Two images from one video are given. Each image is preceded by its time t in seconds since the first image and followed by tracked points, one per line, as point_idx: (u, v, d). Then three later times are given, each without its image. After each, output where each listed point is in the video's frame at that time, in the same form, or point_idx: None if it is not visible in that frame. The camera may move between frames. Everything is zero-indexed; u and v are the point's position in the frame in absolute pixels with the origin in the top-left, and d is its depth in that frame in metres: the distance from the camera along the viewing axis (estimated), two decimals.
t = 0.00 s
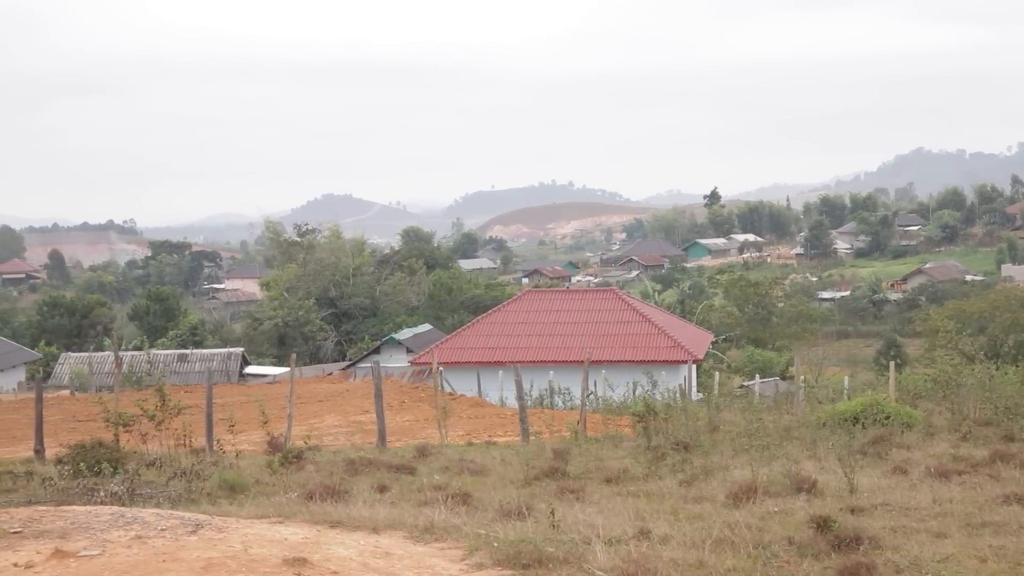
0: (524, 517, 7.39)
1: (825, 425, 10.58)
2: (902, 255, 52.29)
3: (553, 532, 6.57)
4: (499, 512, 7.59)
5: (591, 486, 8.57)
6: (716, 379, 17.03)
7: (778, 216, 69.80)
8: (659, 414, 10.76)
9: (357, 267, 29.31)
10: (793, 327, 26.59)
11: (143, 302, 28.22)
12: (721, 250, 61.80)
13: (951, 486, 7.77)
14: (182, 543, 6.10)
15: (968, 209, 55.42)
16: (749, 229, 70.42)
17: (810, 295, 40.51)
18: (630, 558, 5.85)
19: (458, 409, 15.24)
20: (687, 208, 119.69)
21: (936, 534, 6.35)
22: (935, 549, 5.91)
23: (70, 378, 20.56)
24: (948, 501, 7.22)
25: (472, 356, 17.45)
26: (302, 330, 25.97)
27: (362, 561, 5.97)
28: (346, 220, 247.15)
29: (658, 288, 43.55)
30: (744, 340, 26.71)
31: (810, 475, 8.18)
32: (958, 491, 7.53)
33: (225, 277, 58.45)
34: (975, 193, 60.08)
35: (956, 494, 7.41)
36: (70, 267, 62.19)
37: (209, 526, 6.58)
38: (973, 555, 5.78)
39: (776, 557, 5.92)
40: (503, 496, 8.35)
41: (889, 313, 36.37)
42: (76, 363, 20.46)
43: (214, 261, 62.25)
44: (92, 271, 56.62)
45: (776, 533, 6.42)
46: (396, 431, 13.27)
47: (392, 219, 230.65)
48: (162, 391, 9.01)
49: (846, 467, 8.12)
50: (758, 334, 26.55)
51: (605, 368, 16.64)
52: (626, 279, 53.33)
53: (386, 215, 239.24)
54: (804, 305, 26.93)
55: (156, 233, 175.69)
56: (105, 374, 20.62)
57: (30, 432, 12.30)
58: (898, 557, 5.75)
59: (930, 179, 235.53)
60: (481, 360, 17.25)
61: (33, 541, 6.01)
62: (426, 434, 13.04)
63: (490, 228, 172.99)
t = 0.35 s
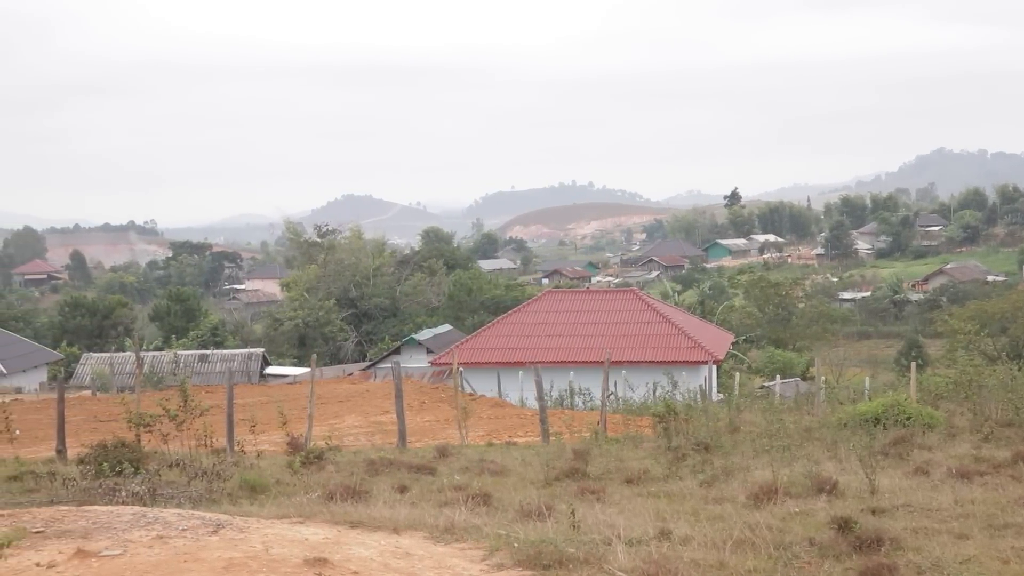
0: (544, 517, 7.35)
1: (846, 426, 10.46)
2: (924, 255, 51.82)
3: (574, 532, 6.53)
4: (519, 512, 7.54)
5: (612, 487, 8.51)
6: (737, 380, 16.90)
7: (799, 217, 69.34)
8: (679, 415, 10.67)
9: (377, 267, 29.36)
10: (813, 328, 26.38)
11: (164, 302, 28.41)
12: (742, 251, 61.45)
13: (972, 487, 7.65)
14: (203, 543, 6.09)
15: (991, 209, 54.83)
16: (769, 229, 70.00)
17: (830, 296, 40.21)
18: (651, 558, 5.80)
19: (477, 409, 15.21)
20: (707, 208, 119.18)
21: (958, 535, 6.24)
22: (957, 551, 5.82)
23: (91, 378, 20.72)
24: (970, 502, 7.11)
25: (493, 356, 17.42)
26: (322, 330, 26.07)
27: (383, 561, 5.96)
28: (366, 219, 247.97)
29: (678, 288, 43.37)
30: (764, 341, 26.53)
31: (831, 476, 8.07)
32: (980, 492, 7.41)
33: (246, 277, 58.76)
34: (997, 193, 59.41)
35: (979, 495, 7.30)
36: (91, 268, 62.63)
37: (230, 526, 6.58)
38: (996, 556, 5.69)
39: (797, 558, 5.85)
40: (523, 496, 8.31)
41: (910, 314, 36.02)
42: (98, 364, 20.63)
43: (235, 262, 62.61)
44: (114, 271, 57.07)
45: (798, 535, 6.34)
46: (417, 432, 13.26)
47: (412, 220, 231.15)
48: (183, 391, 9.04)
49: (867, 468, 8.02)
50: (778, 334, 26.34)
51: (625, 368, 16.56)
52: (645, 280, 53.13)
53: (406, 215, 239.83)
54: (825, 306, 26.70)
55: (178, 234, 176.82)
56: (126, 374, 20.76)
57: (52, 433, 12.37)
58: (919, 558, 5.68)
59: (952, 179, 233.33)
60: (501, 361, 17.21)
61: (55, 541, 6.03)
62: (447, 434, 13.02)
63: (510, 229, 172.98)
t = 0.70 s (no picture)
0: (562, 517, 7.31)
1: (864, 427, 10.35)
2: (943, 255, 51.38)
3: (592, 532, 6.48)
4: (537, 512, 7.52)
5: (629, 487, 8.46)
6: (755, 380, 16.79)
7: (817, 217, 68.90)
8: (697, 415, 10.61)
9: (395, 267, 29.39)
10: (832, 328, 26.18)
11: (183, 302, 28.55)
12: (760, 251, 61.13)
13: (992, 488, 7.54)
14: (222, 543, 6.09)
15: (1011, 209, 54.29)
16: (787, 229, 69.59)
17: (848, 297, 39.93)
18: (669, 559, 5.74)
19: (495, 409, 15.18)
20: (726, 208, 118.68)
21: (978, 536, 6.15)
22: (977, 552, 5.73)
23: (110, 378, 20.86)
24: (989, 503, 7.01)
25: (510, 357, 17.39)
26: (341, 330, 26.14)
27: (400, 560, 5.93)
28: (384, 219, 248.60)
29: (696, 288, 43.19)
30: (783, 342, 26.34)
31: (849, 477, 7.99)
32: (1000, 493, 7.31)
33: (264, 277, 59.05)
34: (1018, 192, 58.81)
35: (999, 496, 7.20)
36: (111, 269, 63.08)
37: (249, 526, 6.58)
38: (1016, 558, 5.60)
39: (816, 559, 5.77)
40: (541, 497, 8.28)
41: (929, 315, 35.70)
42: (116, 364, 20.77)
43: (253, 262, 62.92)
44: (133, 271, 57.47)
45: (815, 536, 6.26)
46: (435, 432, 13.24)
47: (429, 220, 231.57)
48: (202, 391, 9.07)
49: (886, 468, 7.92)
50: (797, 335, 26.13)
51: (643, 369, 16.49)
52: (663, 280, 52.95)
53: (423, 215, 240.29)
54: (843, 306, 26.50)
55: (197, 234, 177.89)
56: (144, 374, 20.89)
57: (72, 432, 12.45)
58: (939, 560, 5.61)
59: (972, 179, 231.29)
60: (519, 361, 17.18)
61: (74, 541, 6.04)
62: (465, 435, 13.00)
63: (527, 229, 172.93)
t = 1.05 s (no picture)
0: (580, 517, 7.26)
1: (882, 427, 10.24)
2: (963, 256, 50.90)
3: (610, 533, 6.43)
4: (555, 512, 7.48)
5: (648, 487, 8.39)
6: (774, 381, 16.67)
7: (836, 217, 68.41)
8: (715, 415, 10.54)
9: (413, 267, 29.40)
10: (850, 328, 25.97)
11: (202, 301, 28.69)
12: (778, 251, 60.74)
13: (1013, 490, 7.44)
14: (241, 541, 6.09)
15: None
16: (806, 229, 69.14)
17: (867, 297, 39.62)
18: (688, 559, 5.69)
19: (514, 409, 15.15)
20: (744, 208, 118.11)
21: (998, 537, 6.06)
22: (997, 554, 5.64)
23: (129, 376, 20.97)
24: (1010, 504, 6.90)
25: (529, 356, 17.35)
26: (359, 329, 26.18)
27: (419, 560, 5.90)
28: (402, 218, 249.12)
29: (714, 288, 42.99)
30: (801, 342, 26.14)
31: (868, 477, 7.89)
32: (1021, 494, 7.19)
33: (283, 276, 59.32)
34: None
35: (1020, 497, 7.09)
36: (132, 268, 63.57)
37: (267, 525, 6.58)
38: None
39: (835, 559, 5.70)
40: (559, 497, 8.23)
41: (949, 315, 35.36)
42: (136, 363, 20.88)
43: (272, 261, 63.22)
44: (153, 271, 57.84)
45: (834, 536, 6.19)
46: (453, 431, 13.23)
47: (447, 220, 231.87)
48: (221, 389, 9.09)
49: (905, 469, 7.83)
50: (815, 335, 25.94)
51: (661, 369, 16.41)
52: (681, 280, 52.72)
53: (442, 215, 240.61)
54: (863, 306, 26.28)
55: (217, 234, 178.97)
56: (163, 373, 21.00)
57: (92, 431, 12.51)
58: (959, 561, 5.53)
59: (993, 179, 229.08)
60: (537, 360, 17.14)
61: (94, 539, 6.06)
62: (483, 434, 12.98)
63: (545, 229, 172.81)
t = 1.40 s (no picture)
0: (596, 517, 7.22)
1: (901, 427, 10.12)
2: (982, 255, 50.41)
3: (627, 532, 6.39)
4: (572, 511, 7.44)
5: (665, 487, 8.34)
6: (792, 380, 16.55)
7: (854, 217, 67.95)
8: (733, 415, 10.46)
9: (431, 266, 29.38)
10: (868, 328, 25.76)
11: (220, 301, 28.84)
12: (796, 251, 60.36)
13: None
14: (259, 540, 6.09)
15: None
16: (824, 228, 68.71)
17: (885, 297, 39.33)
18: (705, 559, 5.64)
19: (531, 408, 15.11)
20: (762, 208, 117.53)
21: (1018, 538, 5.97)
22: (1017, 554, 5.56)
23: (148, 375, 21.13)
24: None
25: (545, 356, 17.31)
26: (376, 328, 26.22)
27: (436, 559, 5.87)
28: (419, 218, 249.64)
29: (731, 287, 42.79)
30: (819, 341, 25.95)
31: (887, 477, 7.80)
32: None
33: (301, 275, 59.56)
34: None
35: None
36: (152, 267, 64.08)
37: (285, 524, 6.58)
38: None
39: (853, 560, 5.63)
40: (576, 496, 8.19)
41: (967, 315, 35.03)
42: (154, 361, 21.00)
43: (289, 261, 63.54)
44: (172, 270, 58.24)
45: (852, 536, 6.12)
46: (471, 430, 13.20)
47: (464, 220, 232.14)
48: (239, 389, 9.10)
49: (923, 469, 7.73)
50: (833, 334, 25.76)
51: (678, 368, 16.32)
52: (699, 279, 52.52)
53: (459, 215, 240.86)
54: (880, 306, 26.06)
55: (236, 233, 180.00)
56: (181, 371, 21.14)
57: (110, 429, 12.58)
58: (978, 561, 5.45)
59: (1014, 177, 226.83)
60: (554, 360, 17.09)
61: (112, 537, 6.07)
62: (500, 433, 12.95)
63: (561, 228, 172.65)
